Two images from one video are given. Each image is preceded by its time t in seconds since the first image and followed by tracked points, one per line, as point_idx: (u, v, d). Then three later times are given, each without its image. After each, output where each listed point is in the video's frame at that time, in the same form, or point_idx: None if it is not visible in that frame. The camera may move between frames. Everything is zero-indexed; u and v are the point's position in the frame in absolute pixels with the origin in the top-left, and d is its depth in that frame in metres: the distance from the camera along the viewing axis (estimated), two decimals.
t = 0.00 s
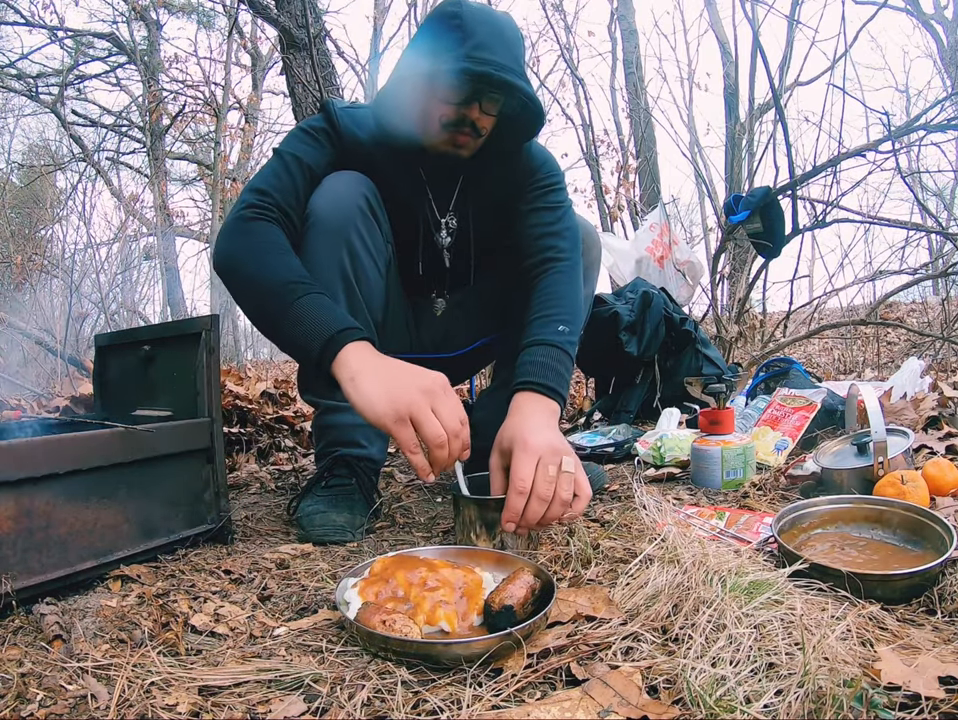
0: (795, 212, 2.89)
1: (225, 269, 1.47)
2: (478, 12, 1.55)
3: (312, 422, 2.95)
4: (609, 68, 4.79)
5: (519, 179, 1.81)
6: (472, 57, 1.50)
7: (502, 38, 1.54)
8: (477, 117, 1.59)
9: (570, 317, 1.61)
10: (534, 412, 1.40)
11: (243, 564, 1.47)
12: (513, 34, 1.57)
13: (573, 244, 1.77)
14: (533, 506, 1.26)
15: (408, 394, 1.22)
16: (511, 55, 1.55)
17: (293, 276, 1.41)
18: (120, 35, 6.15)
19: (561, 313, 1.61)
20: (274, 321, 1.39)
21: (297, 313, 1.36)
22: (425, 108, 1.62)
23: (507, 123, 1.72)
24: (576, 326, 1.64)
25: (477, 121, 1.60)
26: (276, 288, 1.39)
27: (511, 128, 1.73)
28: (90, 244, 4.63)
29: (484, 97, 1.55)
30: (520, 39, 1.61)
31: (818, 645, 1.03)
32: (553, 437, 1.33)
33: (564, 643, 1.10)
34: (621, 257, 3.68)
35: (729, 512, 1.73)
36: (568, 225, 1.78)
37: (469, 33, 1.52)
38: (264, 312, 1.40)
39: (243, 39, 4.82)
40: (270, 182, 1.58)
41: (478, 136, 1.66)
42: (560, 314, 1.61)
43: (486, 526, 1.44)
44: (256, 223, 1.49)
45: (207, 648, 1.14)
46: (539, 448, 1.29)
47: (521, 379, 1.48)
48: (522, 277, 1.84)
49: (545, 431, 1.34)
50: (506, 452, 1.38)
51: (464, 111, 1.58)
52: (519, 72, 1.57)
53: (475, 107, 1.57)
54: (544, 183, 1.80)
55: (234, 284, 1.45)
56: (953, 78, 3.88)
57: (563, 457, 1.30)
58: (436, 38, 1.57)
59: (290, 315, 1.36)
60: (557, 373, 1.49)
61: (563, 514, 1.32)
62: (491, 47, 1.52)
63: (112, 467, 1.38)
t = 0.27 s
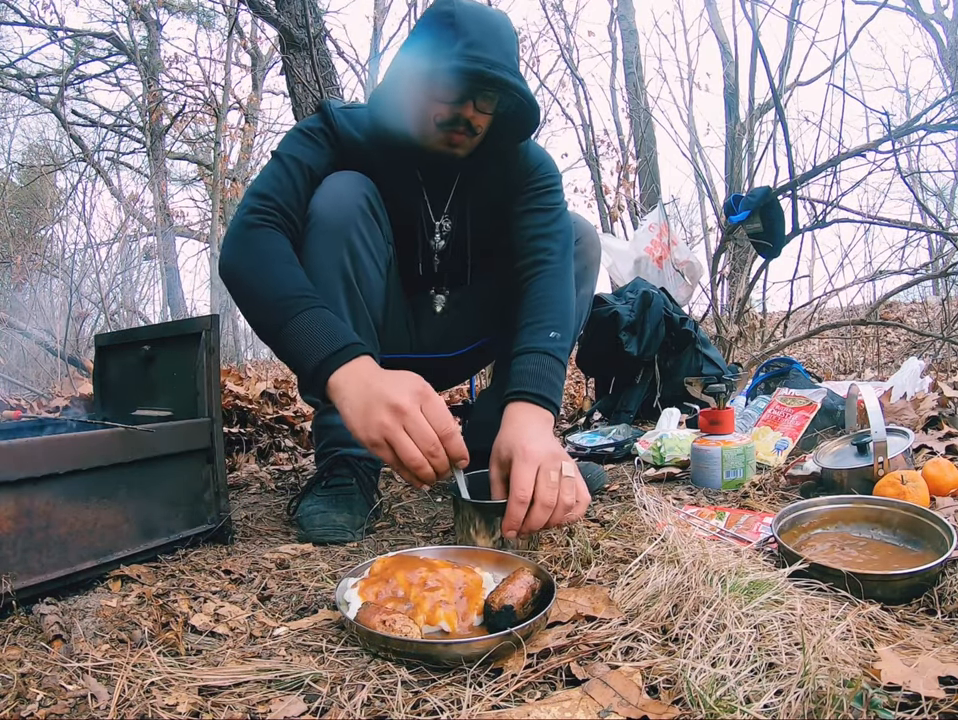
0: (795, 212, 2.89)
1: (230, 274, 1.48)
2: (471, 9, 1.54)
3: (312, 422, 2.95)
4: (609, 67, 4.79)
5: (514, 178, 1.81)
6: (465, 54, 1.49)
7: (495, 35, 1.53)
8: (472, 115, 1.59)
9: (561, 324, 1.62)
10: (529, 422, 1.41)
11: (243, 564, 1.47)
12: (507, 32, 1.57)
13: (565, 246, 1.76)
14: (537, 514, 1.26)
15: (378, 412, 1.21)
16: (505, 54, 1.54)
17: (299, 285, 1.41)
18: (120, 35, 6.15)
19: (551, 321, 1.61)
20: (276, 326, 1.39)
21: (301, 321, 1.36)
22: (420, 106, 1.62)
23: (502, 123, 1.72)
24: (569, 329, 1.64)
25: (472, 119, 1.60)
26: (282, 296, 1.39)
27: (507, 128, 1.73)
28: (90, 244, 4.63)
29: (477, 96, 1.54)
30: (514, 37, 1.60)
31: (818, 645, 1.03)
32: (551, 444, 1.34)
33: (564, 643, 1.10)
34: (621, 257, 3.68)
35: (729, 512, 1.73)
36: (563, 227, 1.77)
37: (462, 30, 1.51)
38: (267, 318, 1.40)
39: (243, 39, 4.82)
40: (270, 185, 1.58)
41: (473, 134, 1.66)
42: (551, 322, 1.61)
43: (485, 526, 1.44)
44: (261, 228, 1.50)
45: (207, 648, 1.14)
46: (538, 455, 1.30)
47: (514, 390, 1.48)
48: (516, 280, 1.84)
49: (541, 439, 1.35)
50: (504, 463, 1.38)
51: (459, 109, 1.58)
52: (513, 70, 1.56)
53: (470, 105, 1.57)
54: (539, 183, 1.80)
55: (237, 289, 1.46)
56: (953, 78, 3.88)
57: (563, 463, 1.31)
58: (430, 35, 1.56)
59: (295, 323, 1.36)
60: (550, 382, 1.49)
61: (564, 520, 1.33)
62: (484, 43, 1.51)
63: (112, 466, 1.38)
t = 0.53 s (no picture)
0: (795, 212, 2.89)
1: (223, 271, 1.47)
2: (467, 8, 1.54)
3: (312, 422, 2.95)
4: (609, 67, 4.79)
5: (512, 178, 1.80)
6: (462, 53, 1.49)
7: (491, 33, 1.52)
8: (469, 115, 1.59)
9: (560, 325, 1.62)
10: (526, 423, 1.42)
11: (243, 564, 1.47)
12: (503, 30, 1.56)
13: (564, 248, 1.76)
14: (536, 514, 1.26)
15: (396, 396, 1.22)
16: (502, 53, 1.54)
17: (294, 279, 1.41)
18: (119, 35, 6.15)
19: (550, 322, 1.61)
20: (272, 322, 1.38)
21: (298, 314, 1.35)
22: (418, 106, 1.62)
23: (500, 123, 1.72)
24: (568, 331, 1.64)
25: (470, 119, 1.60)
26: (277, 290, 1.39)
27: (505, 127, 1.73)
28: (90, 244, 4.63)
29: (474, 95, 1.54)
30: (511, 35, 1.60)
31: (818, 645, 1.03)
32: (547, 445, 1.35)
33: (564, 643, 1.10)
34: (621, 257, 3.68)
35: (729, 512, 1.73)
36: (563, 228, 1.77)
37: (458, 29, 1.51)
38: (263, 314, 1.40)
39: (243, 39, 4.82)
40: (266, 186, 1.58)
41: (471, 134, 1.66)
42: (551, 322, 1.62)
43: (485, 526, 1.44)
44: (251, 227, 1.50)
45: (207, 648, 1.14)
46: (533, 456, 1.30)
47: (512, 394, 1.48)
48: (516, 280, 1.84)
49: (537, 440, 1.35)
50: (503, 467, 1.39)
51: (456, 109, 1.58)
52: (510, 69, 1.56)
53: (468, 105, 1.57)
54: (537, 183, 1.80)
55: (232, 286, 1.45)
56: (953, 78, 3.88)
57: (559, 462, 1.31)
58: (426, 35, 1.56)
59: (292, 316, 1.36)
60: (549, 385, 1.49)
61: (564, 519, 1.33)
62: (480, 42, 1.50)
63: (112, 466, 1.38)
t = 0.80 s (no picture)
0: (794, 212, 2.89)
1: (222, 276, 1.47)
2: (468, 8, 1.54)
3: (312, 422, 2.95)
4: (609, 68, 4.79)
5: (513, 178, 1.80)
6: (463, 53, 1.49)
7: (491, 32, 1.52)
8: (470, 114, 1.59)
9: (558, 328, 1.62)
10: (522, 428, 1.42)
11: (243, 564, 1.47)
12: (504, 30, 1.56)
13: (563, 250, 1.76)
14: (535, 515, 1.26)
15: (364, 408, 1.23)
16: (502, 52, 1.54)
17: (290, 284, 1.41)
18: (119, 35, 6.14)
19: (548, 325, 1.61)
20: (270, 325, 1.39)
21: (295, 320, 1.35)
22: (419, 106, 1.62)
23: (502, 121, 1.72)
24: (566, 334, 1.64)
25: (471, 118, 1.60)
26: (273, 296, 1.39)
27: (506, 126, 1.73)
28: (90, 244, 4.63)
29: (475, 94, 1.54)
30: (511, 34, 1.59)
31: (818, 645, 1.03)
32: (545, 449, 1.35)
33: (564, 643, 1.10)
34: (622, 257, 3.68)
35: (729, 512, 1.73)
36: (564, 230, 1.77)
37: (458, 29, 1.51)
38: (260, 320, 1.40)
39: (243, 39, 4.82)
40: (264, 189, 1.59)
41: (473, 133, 1.66)
42: (548, 326, 1.62)
43: (485, 526, 1.44)
44: (248, 233, 1.50)
45: (207, 648, 1.14)
46: (530, 459, 1.31)
47: (510, 397, 1.48)
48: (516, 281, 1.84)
49: (531, 445, 1.36)
50: (501, 472, 1.39)
51: (457, 108, 1.58)
52: (511, 68, 1.56)
53: (469, 104, 1.57)
54: (539, 183, 1.80)
55: (231, 290, 1.45)
56: (953, 78, 3.88)
57: (556, 464, 1.31)
58: (427, 35, 1.56)
59: (288, 323, 1.36)
60: (547, 390, 1.49)
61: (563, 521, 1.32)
62: (481, 42, 1.50)
63: (113, 466, 1.38)
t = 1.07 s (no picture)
0: (795, 212, 2.89)
1: (214, 275, 1.47)
2: (468, 8, 1.54)
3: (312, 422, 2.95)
4: (609, 68, 4.79)
5: (514, 179, 1.80)
6: (463, 52, 1.49)
7: (490, 32, 1.52)
8: (470, 114, 1.59)
9: (568, 328, 1.62)
10: (532, 424, 1.43)
11: (243, 564, 1.47)
12: (504, 29, 1.56)
13: (570, 250, 1.77)
14: (540, 515, 1.27)
15: (369, 359, 1.24)
16: (502, 51, 1.54)
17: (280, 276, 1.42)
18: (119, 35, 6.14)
19: (560, 324, 1.61)
20: (263, 321, 1.39)
21: (284, 308, 1.36)
22: (420, 106, 1.62)
23: (502, 122, 1.71)
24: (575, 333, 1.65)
25: (471, 117, 1.60)
26: (264, 287, 1.40)
27: (507, 127, 1.73)
28: (90, 244, 4.63)
29: (475, 93, 1.54)
30: (511, 34, 1.59)
31: (818, 645, 1.03)
32: (554, 448, 1.35)
33: (564, 643, 1.10)
34: (621, 256, 3.68)
35: (729, 512, 1.73)
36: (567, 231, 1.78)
37: (458, 28, 1.51)
38: (251, 313, 1.40)
39: (243, 39, 4.82)
40: (262, 190, 1.59)
41: (473, 133, 1.66)
42: (557, 325, 1.62)
43: (485, 526, 1.44)
44: (243, 232, 1.50)
45: (207, 648, 1.14)
46: (539, 458, 1.31)
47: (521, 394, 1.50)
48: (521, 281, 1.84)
49: (540, 443, 1.36)
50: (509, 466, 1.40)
51: (457, 108, 1.58)
52: (512, 67, 1.56)
53: (469, 103, 1.57)
54: (541, 184, 1.80)
55: (225, 287, 1.45)
56: (953, 78, 3.88)
57: (564, 466, 1.31)
58: (427, 35, 1.56)
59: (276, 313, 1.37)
60: (558, 386, 1.50)
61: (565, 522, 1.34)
62: (481, 42, 1.50)
63: (113, 466, 1.38)
